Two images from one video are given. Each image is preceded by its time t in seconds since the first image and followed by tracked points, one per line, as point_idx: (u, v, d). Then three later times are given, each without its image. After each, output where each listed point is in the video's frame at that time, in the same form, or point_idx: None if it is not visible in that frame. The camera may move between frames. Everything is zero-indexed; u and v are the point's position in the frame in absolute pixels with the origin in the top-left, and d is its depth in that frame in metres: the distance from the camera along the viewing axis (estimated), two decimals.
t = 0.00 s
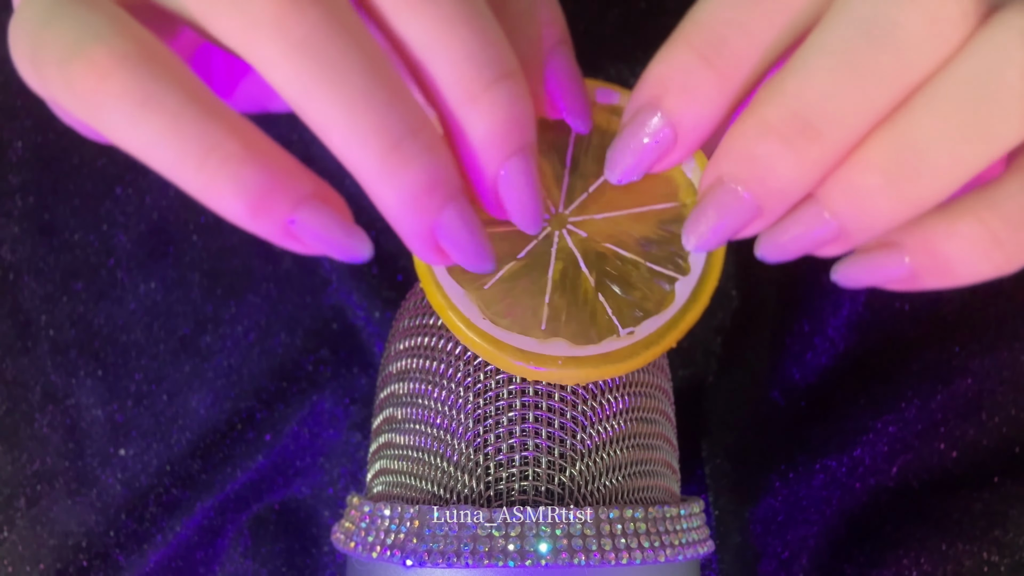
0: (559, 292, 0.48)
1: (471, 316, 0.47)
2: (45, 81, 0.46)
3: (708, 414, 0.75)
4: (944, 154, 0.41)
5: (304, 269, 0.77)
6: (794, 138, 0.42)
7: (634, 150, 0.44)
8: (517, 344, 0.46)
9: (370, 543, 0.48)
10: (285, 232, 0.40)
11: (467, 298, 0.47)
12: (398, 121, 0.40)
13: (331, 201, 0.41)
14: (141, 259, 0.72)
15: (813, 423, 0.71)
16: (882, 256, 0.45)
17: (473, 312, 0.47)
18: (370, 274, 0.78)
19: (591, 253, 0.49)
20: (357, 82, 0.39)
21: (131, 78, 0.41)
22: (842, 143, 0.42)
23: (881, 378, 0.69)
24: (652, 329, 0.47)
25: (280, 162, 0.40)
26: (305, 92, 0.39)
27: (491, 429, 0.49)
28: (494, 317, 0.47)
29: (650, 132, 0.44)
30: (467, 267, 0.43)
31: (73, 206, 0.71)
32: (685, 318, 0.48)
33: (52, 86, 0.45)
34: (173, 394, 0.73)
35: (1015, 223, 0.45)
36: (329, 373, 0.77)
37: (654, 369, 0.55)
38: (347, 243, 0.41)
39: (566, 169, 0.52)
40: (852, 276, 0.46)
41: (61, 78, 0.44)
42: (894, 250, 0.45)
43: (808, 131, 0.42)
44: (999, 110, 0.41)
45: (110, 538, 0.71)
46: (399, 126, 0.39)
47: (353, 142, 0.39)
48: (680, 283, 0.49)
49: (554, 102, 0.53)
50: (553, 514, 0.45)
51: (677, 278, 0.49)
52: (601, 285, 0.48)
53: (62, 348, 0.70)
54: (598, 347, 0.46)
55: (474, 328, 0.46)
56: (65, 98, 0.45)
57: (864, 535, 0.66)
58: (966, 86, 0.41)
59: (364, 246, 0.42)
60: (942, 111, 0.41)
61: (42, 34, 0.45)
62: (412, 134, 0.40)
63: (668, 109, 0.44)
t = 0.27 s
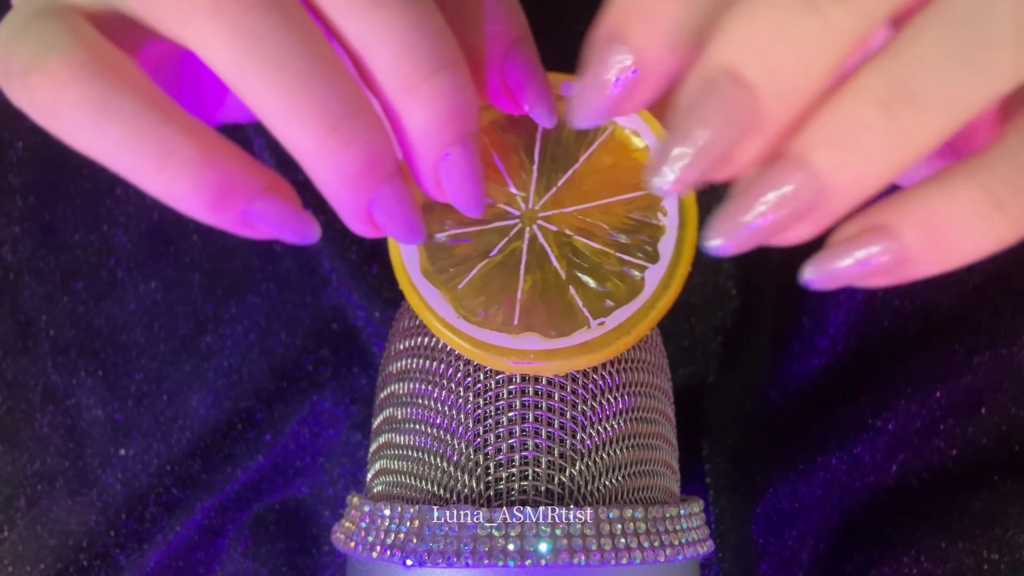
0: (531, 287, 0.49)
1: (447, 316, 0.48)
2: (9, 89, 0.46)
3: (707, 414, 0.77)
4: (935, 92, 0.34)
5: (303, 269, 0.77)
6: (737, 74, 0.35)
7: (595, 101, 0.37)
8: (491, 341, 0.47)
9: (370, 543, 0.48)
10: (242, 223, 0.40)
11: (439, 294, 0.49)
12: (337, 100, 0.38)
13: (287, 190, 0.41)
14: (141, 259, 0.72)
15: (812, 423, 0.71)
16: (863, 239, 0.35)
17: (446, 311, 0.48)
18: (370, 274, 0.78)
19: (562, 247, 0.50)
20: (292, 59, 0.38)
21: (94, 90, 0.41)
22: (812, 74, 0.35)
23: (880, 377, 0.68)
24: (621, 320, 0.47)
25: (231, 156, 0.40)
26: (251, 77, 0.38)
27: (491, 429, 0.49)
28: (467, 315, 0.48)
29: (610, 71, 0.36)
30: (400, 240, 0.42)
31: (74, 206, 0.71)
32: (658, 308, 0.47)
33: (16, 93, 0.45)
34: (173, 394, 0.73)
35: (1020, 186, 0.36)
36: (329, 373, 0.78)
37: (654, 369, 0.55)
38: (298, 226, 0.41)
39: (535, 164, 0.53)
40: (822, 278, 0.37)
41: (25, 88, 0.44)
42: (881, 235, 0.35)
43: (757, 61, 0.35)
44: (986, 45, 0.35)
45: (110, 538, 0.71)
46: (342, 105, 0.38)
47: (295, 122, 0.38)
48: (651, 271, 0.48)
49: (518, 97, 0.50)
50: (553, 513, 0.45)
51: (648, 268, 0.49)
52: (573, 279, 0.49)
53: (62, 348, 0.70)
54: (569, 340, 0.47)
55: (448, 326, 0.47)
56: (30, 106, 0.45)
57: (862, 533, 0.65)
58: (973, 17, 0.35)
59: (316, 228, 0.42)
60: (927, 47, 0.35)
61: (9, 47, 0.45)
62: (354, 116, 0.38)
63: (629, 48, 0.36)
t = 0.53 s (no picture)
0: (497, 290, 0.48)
1: (414, 321, 0.47)
2: None
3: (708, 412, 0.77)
4: (716, 142, 0.34)
5: (303, 269, 0.77)
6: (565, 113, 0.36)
7: (446, 69, 0.37)
8: (457, 345, 0.46)
9: (370, 542, 0.48)
10: (186, 217, 0.42)
11: (407, 300, 0.48)
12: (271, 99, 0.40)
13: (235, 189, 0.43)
14: (141, 259, 0.72)
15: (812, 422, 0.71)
16: (734, 255, 0.35)
17: (411, 315, 0.47)
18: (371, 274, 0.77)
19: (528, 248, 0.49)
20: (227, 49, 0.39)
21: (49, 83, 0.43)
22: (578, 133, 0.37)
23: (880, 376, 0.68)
24: (587, 321, 0.46)
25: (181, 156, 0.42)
26: (186, 62, 0.40)
27: (490, 429, 0.49)
28: (434, 319, 0.47)
29: (473, 49, 0.38)
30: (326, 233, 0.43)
31: (73, 206, 0.71)
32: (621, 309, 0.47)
33: None
34: (173, 394, 0.73)
35: (882, 199, 0.35)
36: (330, 373, 0.78)
37: (654, 369, 0.55)
38: (238, 224, 0.43)
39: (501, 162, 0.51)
40: (698, 293, 0.37)
41: None
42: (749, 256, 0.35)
43: (556, 96, 0.36)
44: (801, 86, 0.35)
45: (110, 537, 0.71)
46: (273, 104, 0.40)
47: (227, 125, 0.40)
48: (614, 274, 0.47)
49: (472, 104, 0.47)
50: (553, 513, 0.45)
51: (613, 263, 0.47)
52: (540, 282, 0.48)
53: (62, 348, 0.70)
54: (535, 342, 0.46)
55: (415, 331, 0.47)
56: None
57: (862, 534, 0.65)
58: (760, 65, 0.35)
59: (257, 227, 0.44)
60: (729, 92, 0.35)
61: None
62: (285, 112, 0.40)
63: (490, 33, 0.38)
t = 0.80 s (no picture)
0: (448, 258, 0.48)
1: (358, 285, 0.47)
2: None
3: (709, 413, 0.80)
4: (656, 106, 0.36)
5: (304, 269, 0.76)
6: (519, 93, 0.38)
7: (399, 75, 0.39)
8: (400, 308, 0.46)
9: (370, 542, 0.48)
10: (134, 173, 0.40)
11: (355, 265, 0.48)
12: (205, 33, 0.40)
13: (184, 143, 0.41)
14: (141, 259, 0.73)
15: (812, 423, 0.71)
16: (703, 210, 0.35)
17: (360, 281, 0.47)
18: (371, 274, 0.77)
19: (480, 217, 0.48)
20: None
21: None
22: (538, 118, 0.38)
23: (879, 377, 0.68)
24: (537, 284, 0.45)
25: (125, 107, 0.41)
26: (123, 14, 0.40)
27: (491, 429, 0.49)
28: (380, 284, 0.47)
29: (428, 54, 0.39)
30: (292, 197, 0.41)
31: (73, 206, 0.71)
32: (575, 270, 0.45)
33: None
34: (173, 394, 0.73)
35: (847, 147, 0.34)
36: (330, 373, 0.77)
37: (654, 369, 0.55)
38: (194, 185, 0.40)
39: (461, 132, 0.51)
40: (677, 242, 0.36)
41: None
42: (717, 202, 0.35)
43: (528, 95, 0.38)
44: (730, 45, 0.35)
45: (110, 538, 0.71)
46: (207, 40, 0.40)
47: (168, 70, 0.40)
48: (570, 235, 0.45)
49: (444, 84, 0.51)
50: (553, 513, 0.45)
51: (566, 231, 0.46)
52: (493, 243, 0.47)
53: (62, 348, 0.70)
54: (481, 307, 0.45)
55: (364, 297, 0.47)
56: None
57: (860, 533, 0.65)
58: (686, 27, 0.36)
59: (217, 187, 0.41)
60: (652, 53, 0.36)
61: None
62: (219, 49, 0.40)
63: (444, 33, 0.39)
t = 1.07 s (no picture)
0: (444, 292, 0.49)
1: (362, 327, 0.48)
2: None
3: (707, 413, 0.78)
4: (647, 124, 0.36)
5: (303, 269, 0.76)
6: (515, 128, 0.39)
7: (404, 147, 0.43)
8: (404, 348, 0.47)
9: (370, 542, 0.48)
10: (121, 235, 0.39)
11: (356, 304, 0.48)
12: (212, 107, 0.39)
13: (174, 206, 0.40)
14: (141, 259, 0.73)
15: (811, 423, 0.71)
16: (706, 227, 0.36)
17: (363, 321, 0.48)
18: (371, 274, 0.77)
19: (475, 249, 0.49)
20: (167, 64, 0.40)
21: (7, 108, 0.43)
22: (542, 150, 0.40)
23: (879, 377, 0.68)
24: (531, 320, 0.45)
25: (120, 171, 0.40)
26: (135, 111, 0.40)
27: (491, 429, 0.49)
28: (381, 322, 0.48)
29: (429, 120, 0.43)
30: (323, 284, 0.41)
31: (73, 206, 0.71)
32: (571, 302, 0.45)
33: None
34: (173, 394, 0.73)
35: (835, 158, 0.34)
36: (329, 373, 0.77)
37: (654, 368, 0.55)
38: (187, 257, 0.39)
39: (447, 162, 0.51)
40: (685, 261, 0.37)
41: None
42: (717, 222, 0.35)
43: (523, 131, 0.39)
44: (711, 59, 0.35)
45: (110, 538, 0.71)
46: (216, 138, 0.39)
47: (171, 149, 0.39)
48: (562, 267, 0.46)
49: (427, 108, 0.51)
50: (553, 513, 0.45)
51: (557, 264, 0.46)
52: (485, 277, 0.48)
53: (62, 348, 0.70)
54: (479, 344, 0.46)
55: (369, 338, 0.47)
56: None
57: (860, 532, 0.65)
58: (663, 47, 0.35)
59: (208, 257, 0.40)
60: (638, 76, 0.36)
61: None
62: (226, 144, 0.39)
63: (442, 100, 0.43)
